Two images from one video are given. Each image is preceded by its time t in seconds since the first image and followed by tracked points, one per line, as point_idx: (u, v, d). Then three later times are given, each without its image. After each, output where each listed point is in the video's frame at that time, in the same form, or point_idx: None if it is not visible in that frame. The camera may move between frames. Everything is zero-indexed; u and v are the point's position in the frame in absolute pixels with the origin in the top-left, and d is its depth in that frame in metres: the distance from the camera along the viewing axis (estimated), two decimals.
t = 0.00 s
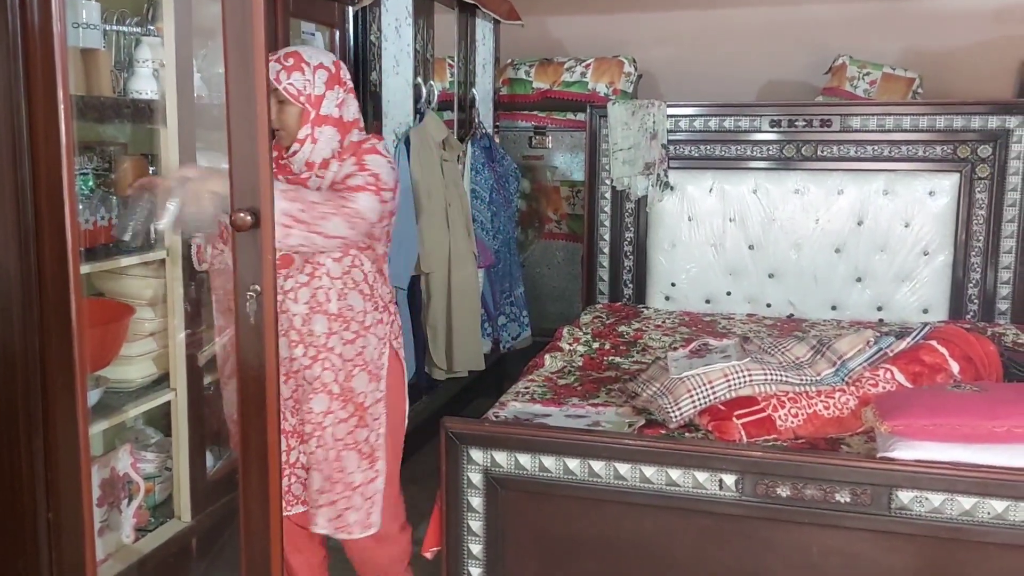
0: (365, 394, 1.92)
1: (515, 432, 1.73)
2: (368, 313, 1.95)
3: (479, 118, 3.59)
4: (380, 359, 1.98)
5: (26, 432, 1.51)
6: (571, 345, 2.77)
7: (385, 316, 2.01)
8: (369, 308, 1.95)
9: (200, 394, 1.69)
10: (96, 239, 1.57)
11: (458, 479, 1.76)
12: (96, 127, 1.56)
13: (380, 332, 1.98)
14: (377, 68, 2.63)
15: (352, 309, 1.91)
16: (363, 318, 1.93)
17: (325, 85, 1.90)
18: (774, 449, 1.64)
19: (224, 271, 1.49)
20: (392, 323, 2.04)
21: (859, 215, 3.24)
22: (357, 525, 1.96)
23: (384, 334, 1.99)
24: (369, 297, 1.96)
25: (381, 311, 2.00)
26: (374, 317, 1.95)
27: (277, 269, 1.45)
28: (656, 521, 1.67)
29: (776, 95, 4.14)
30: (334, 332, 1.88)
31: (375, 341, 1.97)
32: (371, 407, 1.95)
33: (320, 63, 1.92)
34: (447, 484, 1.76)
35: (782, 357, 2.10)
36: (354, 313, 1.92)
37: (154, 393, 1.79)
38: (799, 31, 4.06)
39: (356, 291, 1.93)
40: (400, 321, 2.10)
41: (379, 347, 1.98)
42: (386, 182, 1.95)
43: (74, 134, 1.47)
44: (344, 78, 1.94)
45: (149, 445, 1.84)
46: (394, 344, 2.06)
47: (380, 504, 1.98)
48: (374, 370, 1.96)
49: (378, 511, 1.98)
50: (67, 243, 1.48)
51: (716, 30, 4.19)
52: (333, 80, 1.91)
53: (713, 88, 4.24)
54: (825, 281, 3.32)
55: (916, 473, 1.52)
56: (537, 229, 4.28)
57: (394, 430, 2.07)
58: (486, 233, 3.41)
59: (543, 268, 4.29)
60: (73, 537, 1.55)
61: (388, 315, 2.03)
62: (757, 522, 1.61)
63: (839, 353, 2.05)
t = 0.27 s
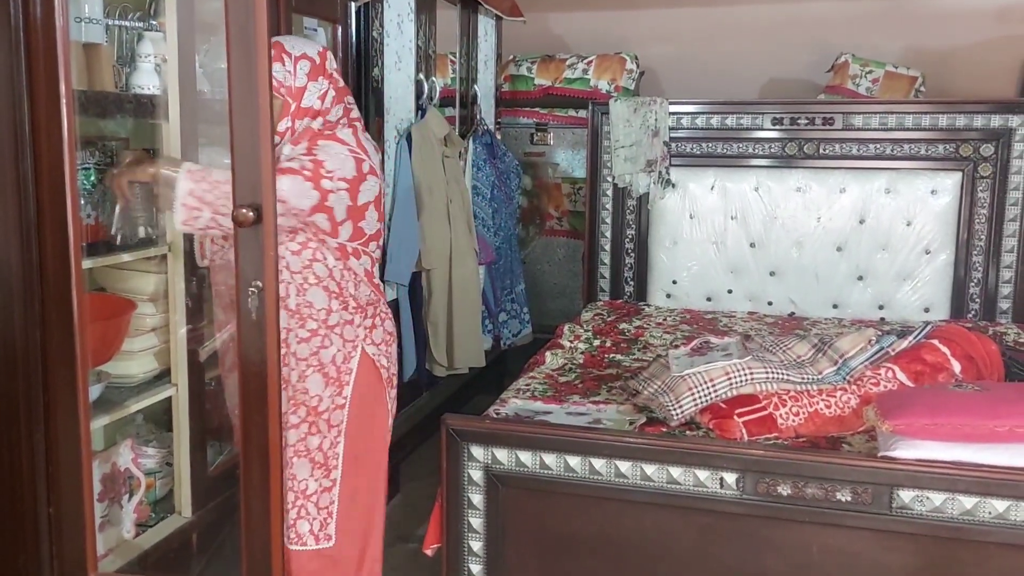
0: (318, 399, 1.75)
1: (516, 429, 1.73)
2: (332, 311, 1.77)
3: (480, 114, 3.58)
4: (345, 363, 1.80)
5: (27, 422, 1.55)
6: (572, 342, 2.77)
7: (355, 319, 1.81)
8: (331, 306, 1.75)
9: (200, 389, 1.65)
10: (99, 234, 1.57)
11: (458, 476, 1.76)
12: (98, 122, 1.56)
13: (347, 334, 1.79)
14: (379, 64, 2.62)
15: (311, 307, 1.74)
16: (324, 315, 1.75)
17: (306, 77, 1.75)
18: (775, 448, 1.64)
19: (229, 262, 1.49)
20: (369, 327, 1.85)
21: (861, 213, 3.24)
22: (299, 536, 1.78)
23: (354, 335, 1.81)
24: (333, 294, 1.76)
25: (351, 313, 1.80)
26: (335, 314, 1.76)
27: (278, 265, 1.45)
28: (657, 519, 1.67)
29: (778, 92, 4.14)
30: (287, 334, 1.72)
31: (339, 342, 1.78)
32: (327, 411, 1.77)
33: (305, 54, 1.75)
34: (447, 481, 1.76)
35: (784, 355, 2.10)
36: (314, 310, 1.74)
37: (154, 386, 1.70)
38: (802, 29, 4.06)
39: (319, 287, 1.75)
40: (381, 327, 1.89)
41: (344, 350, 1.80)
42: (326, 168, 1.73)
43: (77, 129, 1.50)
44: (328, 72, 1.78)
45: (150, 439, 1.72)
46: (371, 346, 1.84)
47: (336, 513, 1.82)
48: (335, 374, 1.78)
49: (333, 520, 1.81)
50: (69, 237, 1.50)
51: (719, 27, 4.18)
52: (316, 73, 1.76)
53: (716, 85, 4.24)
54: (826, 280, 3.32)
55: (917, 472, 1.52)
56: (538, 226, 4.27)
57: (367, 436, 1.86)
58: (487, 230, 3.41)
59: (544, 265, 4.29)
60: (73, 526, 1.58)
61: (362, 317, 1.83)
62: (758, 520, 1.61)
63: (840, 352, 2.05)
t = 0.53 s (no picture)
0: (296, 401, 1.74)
1: (519, 427, 1.73)
2: (309, 311, 1.74)
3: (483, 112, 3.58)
4: (325, 365, 1.76)
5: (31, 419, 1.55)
6: (574, 340, 2.77)
7: (336, 319, 1.76)
8: (309, 305, 1.73)
9: (201, 387, 1.63)
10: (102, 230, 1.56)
11: (461, 474, 1.75)
12: (101, 119, 1.55)
13: (326, 335, 1.75)
14: (382, 62, 2.66)
15: (287, 307, 1.71)
16: (301, 315, 1.73)
17: (292, 67, 1.70)
18: (778, 446, 1.63)
19: (230, 259, 1.48)
20: (354, 329, 1.80)
21: (865, 212, 3.24)
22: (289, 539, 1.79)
23: (334, 336, 1.76)
24: (311, 292, 1.73)
25: (331, 312, 1.76)
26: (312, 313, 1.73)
27: (281, 263, 1.45)
28: (659, 517, 1.66)
29: (780, 91, 4.13)
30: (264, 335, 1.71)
31: (317, 343, 1.74)
32: (307, 413, 1.76)
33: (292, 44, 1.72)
34: (449, 479, 1.76)
35: (787, 354, 2.10)
36: (291, 309, 1.72)
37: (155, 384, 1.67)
38: (805, 27, 4.05)
39: (298, 285, 1.73)
40: (370, 328, 1.83)
41: (325, 351, 1.76)
42: (288, 160, 1.67)
43: (79, 126, 1.49)
44: (317, 61, 1.75)
45: (152, 436, 1.69)
46: (354, 347, 1.79)
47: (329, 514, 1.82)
48: (313, 375, 1.75)
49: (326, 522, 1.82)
50: (71, 235, 1.50)
51: (722, 25, 4.18)
52: (304, 63, 1.72)
53: (718, 84, 4.23)
54: (829, 278, 3.32)
55: (921, 471, 1.52)
56: (540, 224, 4.27)
57: (349, 440, 1.82)
58: (489, 228, 3.41)
59: (546, 263, 4.29)
60: (76, 523, 1.58)
61: (345, 318, 1.78)
62: (761, 519, 1.61)
63: (844, 350, 2.04)
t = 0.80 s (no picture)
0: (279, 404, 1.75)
1: (522, 425, 1.73)
2: (295, 313, 1.74)
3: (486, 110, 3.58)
4: (311, 368, 1.77)
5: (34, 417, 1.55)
6: (577, 338, 2.76)
7: (323, 322, 1.77)
8: (295, 308, 1.74)
9: (203, 384, 1.65)
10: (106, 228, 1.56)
11: (464, 472, 1.75)
12: (103, 117, 1.55)
13: (312, 338, 1.76)
14: (384, 60, 2.65)
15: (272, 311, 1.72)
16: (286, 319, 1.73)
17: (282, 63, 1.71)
18: (782, 445, 1.63)
19: (231, 255, 1.48)
20: (342, 333, 1.79)
21: (868, 210, 3.23)
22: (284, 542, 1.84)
23: (321, 340, 1.77)
24: (297, 295, 1.74)
25: (317, 315, 1.76)
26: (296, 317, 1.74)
27: (284, 261, 1.44)
28: (663, 516, 1.66)
29: (783, 89, 4.12)
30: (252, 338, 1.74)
31: (303, 346, 1.75)
32: (293, 418, 1.77)
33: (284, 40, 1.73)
34: (452, 477, 1.76)
35: (791, 352, 2.09)
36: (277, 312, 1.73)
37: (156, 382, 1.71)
38: (809, 25, 4.04)
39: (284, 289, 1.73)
40: (359, 332, 1.81)
41: (311, 354, 1.77)
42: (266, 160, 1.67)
43: (82, 122, 1.49)
44: (310, 56, 1.75)
45: (154, 434, 1.75)
46: (340, 350, 1.79)
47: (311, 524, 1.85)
48: (300, 379, 1.76)
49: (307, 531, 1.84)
50: (74, 232, 1.49)
51: (725, 23, 4.17)
52: (296, 59, 1.73)
53: (722, 81, 4.22)
54: (833, 277, 3.31)
55: (925, 470, 1.51)
56: (542, 222, 4.26)
57: (336, 446, 1.83)
58: (492, 226, 3.40)
59: (548, 261, 4.29)
60: (79, 522, 1.57)
61: (333, 321, 1.78)
62: (765, 518, 1.60)
63: (848, 349, 2.04)
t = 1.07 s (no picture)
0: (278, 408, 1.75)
1: (527, 426, 1.72)
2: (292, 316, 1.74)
3: (489, 111, 3.57)
4: (308, 371, 1.77)
5: (39, 418, 1.55)
6: (581, 339, 2.76)
7: (320, 325, 1.76)
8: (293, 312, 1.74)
9: (209, 387, 1.64)
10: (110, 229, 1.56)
11: (468, 473, 1.75)
12: (108, 119, 1.54)
13: (309, 340, 1.76)
14: (388, 61, 2.64)
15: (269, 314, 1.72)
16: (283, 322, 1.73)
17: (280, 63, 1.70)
18: (788, 446, 1.62)
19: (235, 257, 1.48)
20: (340, 336, 1.79)
21: (873, 210, 3.22)
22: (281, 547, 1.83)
23: (317, 342, 1.76)
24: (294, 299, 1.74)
25: (315, 318, 1.76)
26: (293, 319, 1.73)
27: (289, 263, 1.44)
28: (668, 518, 1.65)
29: (787, 89, 4.11)
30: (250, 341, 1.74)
31: (300, 349, 1.75)
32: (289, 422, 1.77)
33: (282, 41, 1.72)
34: (456, 478, 1.75)
35: (796, 353, 2.09)
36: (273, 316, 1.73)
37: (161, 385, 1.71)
38: (812, 25, 4.03)
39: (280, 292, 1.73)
40: (356, 335, 1.81)
41: (306, 357, 1.77)
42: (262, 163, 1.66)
43: (87, 123, 1.48)
44: (308, 57, 1.75)
45: (160, 435, 1.75)
46: (338, 354, 1.79)
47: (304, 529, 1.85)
48: (297, 382, 1.76)
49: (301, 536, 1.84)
50: (79, 233, 1.49)
51: (728, 23, 4.16)
52: (295, 60, 1.72)
53: (725, 81, 4.21)
54: (837, 277, 3.31)
55: (931, 472, 1.51)
56: (546, 222, 4.26)
57: (333, 450, 1.83)
58: (495, 226, 3.39)
59: (551, 261, 4.28)
60: (83, 524, 1.57)
61: (330, 324, 1.77)
62: (770, 520, 1.60)
63: (853, 350, 2.03)
